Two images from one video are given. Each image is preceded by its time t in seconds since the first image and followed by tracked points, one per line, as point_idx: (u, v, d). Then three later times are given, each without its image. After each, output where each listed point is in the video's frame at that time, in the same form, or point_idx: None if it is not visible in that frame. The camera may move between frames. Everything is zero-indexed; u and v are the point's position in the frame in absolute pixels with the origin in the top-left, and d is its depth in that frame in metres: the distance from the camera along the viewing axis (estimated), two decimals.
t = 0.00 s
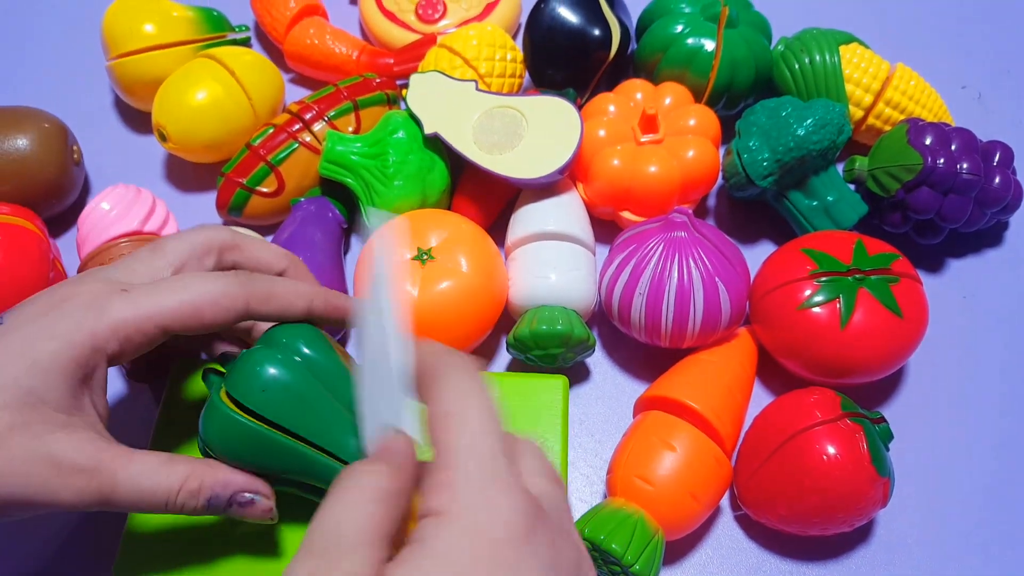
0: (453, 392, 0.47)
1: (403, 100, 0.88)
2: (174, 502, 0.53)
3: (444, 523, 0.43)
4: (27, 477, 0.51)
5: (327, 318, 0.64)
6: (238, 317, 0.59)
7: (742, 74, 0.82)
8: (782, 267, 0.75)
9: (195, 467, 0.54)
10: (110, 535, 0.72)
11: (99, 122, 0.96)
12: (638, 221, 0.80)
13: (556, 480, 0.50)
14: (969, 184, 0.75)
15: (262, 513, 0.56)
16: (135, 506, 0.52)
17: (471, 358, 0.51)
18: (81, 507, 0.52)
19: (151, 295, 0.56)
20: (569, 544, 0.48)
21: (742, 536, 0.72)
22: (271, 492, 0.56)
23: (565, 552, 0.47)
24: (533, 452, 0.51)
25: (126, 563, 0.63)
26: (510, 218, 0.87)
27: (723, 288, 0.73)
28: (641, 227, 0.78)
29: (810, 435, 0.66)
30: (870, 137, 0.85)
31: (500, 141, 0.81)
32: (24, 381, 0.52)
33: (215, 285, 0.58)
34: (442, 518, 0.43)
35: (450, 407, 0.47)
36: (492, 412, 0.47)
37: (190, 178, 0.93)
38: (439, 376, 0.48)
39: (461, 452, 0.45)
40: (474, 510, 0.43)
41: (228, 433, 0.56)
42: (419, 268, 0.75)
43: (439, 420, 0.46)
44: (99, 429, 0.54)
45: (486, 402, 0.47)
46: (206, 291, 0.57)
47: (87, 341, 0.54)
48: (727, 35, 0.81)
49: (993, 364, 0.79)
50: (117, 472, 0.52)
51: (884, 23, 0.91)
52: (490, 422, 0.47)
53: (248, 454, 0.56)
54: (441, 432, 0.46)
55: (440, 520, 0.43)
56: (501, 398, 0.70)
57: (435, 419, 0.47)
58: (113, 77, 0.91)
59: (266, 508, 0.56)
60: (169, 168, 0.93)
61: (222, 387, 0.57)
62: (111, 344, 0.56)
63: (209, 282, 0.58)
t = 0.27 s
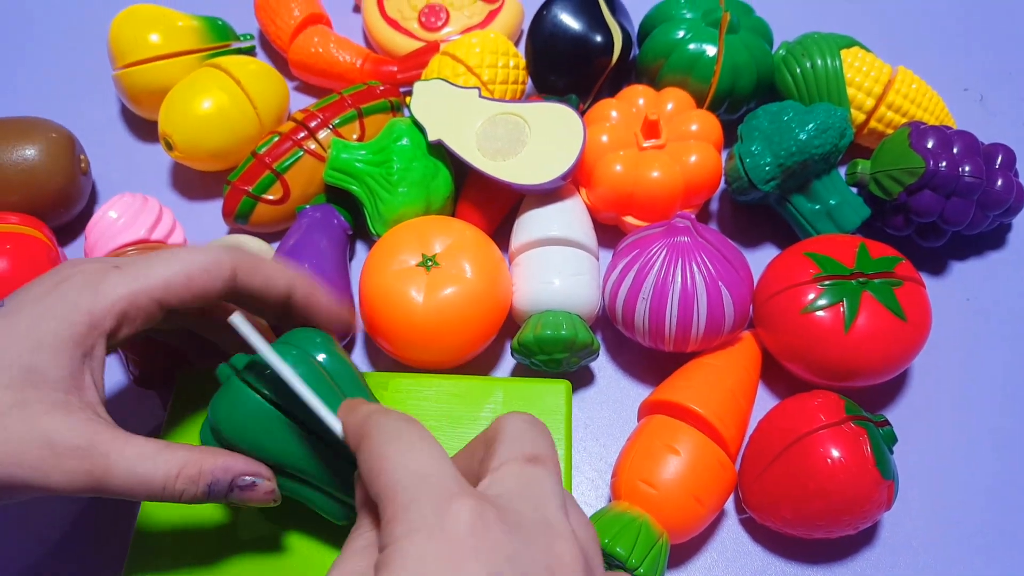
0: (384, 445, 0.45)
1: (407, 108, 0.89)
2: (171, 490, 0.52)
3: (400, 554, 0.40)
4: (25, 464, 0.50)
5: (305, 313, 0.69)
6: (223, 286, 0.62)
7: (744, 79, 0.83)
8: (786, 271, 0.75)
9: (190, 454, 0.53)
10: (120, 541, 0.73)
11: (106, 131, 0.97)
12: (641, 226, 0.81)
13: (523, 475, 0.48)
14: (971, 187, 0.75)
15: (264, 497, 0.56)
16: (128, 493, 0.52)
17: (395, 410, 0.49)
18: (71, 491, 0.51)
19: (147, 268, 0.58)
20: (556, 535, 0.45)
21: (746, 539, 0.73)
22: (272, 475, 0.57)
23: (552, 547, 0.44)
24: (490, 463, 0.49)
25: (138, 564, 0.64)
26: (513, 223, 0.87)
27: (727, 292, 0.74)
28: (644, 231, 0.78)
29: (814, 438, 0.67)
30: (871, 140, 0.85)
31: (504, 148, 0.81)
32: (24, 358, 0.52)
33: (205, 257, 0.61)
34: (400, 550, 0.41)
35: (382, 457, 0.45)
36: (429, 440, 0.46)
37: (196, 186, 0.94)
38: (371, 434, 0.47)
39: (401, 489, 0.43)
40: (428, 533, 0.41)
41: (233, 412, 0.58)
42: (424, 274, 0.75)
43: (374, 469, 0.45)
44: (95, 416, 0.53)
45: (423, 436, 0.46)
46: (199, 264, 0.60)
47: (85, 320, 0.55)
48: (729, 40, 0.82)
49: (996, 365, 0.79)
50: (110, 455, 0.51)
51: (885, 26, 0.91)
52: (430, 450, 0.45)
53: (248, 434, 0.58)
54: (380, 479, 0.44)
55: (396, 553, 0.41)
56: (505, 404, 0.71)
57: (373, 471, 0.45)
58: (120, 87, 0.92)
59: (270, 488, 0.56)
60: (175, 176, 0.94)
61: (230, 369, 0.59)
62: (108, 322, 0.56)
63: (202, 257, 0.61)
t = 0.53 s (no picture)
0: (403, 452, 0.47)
1: (410, 108, 0.89)
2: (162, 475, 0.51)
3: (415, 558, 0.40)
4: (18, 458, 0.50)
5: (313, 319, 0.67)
6: (221, 307, 0.62)
7: (747, 80, 0.83)
8: (788, 272, 0.75)
9: (183, 436, 0.52)
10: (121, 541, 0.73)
11: (108, 131, 0.97)
12: (644, 227, 0.81)
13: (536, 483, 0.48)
14: (974, 189, 0.75)
15: (263, 474, 0.55)
16: (120, 477, 0.51)
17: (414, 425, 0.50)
18: (63, 477, 0.51)
19: (148, 271, 0.59)
20: (570, 535, 0.45)
21: (748, 541, 0.73)
22: (266, 452, 0.56)
23: (568, 547, 0.44)
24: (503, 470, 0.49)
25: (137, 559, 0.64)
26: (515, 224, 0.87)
27: (729, 294, 0.74)
28: (647, 232, 0.78)
29: (816, 439, 0.67)
30: (874, 142, 0.85)
31: (506, 149, 0.81)
32: (18, 342, 0.52)
33: (210, 274, 0.61)
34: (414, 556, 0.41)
35: (400, 471, 0.46)
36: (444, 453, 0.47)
37: (199, 186, 0.94)
38: (391, 448, 0.47)
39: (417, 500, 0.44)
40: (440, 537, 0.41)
41: (233, 397, 0.57)
42: (427, 274, 0.75)
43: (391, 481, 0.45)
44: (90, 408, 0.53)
45: (438, 449, 0.47)
46: (202, 279, 0.60)
47: (84, 305, 0.56)
48: (732, 42, 0.82)
49: (998, 366, 0.79)
50: (102, 437, 0.51)
51: (888, 28, 0.91)
52: (445, 461, 0.46)
53: (247, 418, 0.57)
54: (396, 490, 0.45)
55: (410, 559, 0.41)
56: (508, 405, 0.71)
57: (392, 482, 0.45)
58: (122, 87, 0.92)
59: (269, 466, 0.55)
60: (178, 176, 0.94)
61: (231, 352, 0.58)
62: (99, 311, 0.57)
63: (206, 272, 0.61)
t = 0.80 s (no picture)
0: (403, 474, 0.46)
1: (410, 109, 0.89)
2: (153, 479, 0.51)
3: None
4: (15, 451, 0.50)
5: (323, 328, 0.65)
6: (229, 326, 0.59)
7: (747, 82, 0.83)
8: (789, 273, 0.75)
9: (174, 444, 0.52)
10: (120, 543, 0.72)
11: (108, 132, 0.97)
12: (644, 229, 0.81)
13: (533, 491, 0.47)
14: (974, 191, 0.75)
15: (252, 485, 0.56)
16: (110, 481, 0.51)
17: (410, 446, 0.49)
18: (55, 477, 0.50)
19: (157, 284, 0.57)
20: (574, 543, 0.44)
21: (748, 543, 0.73)
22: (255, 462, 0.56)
23: (571, 556, 0.42)
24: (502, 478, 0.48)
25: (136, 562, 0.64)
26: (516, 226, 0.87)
27: (730, 295, 0.74)
28: (648, 234, 0.78)
29: (816, 441, 0.67)
30: (874, 144, 0.85)
31: (506, 150, 0.81)
32: (17, 342, 0.51)
33: (219, 292, 0.59)
34: None
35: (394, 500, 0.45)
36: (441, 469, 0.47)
37: (198, 187, 0.94)
38: (392, 465, 0.48)
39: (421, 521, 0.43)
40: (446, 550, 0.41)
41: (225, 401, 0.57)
42: (427, 275, 0.75)
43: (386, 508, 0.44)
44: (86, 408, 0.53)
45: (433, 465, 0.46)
46: (208, 296, 0.58)
47: (87, 313, 0.54)
48: (732, 43, 0.82)
49: (998, 368, 0.79)
50: (95, 439, 0.50)
51: (889, 30, 0.91)
52: (445, 472, 0.46)
53: (237, 424, 0.57)
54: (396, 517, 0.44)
55: None
56: (508, 406, 0.71)
57: (394, 495, 0.46)
58: (122, 87, 0.92)
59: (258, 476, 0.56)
60: (177, 177, 0.94)
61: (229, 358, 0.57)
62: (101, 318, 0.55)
63: (213, 291, 0.58)
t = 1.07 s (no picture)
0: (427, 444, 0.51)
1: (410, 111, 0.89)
2: (171, 490, 0.51)
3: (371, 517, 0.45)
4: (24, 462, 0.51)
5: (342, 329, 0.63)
6: (252, 333, 0.59)
7: (747, 84, 0.83)
8: (793, 275, 0.75)
9: (191, 448, 0.52)
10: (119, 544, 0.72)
11: (108, 133, 0.97)
12: (645, 231, 0.81)
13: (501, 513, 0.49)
14: (974, 193, 0.75)
15: (271, 485, 0.53)
16: (132, 491, 0.51)
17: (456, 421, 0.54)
18: (76, 492, 0.51)
19: (171, 307, 0.57)
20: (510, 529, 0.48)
21: (748, 545, 0.72)
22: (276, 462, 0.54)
23: (502, 536, 0.47)
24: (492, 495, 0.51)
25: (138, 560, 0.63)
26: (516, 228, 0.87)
27: (732, 296, 0.74)
28: (650, 235, 0.78)
29: (816, 443, 0.67)
30: (875, 146, 0.85)
31: (507, 152, 0.81)
32: (31, 369, 0.53)
33: (233, 301, 0.58)
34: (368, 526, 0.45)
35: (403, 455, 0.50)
36: (456, 458, 0.51)
37: (198, 189, 0.94)
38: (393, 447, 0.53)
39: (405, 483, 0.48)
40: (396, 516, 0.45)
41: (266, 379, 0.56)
42: (430, 276, 0.75)
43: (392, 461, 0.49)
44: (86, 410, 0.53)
45: (450, 449, 0.51)
46: (223, 308, 0.58)
47: (103, 344, 0.55)
48: (732, 46, 0.82)
49: (999, 370, 0.79)
50: (113, 454, 0.51)
51: (889, 33, 0.91)
52: (438, 455, 0.50)
53: (281, 408, 0.56)
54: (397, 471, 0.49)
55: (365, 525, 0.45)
56: (509, 410, 0.71)
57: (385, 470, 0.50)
58: (122, 89, 0.92)
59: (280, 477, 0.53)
60: (178, 178, 0.94)
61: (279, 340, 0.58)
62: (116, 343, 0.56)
63: (225, 301, 0.58)
